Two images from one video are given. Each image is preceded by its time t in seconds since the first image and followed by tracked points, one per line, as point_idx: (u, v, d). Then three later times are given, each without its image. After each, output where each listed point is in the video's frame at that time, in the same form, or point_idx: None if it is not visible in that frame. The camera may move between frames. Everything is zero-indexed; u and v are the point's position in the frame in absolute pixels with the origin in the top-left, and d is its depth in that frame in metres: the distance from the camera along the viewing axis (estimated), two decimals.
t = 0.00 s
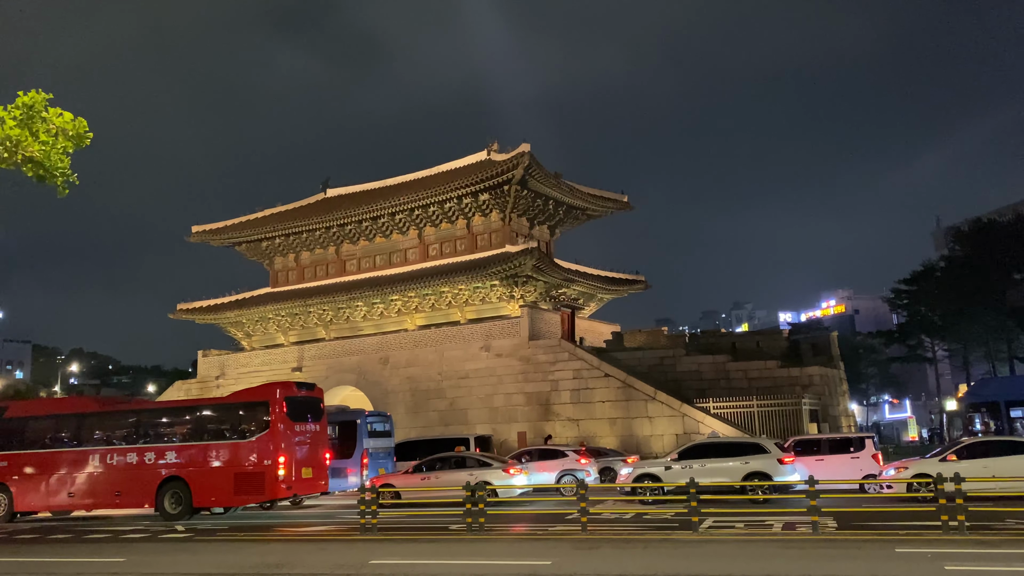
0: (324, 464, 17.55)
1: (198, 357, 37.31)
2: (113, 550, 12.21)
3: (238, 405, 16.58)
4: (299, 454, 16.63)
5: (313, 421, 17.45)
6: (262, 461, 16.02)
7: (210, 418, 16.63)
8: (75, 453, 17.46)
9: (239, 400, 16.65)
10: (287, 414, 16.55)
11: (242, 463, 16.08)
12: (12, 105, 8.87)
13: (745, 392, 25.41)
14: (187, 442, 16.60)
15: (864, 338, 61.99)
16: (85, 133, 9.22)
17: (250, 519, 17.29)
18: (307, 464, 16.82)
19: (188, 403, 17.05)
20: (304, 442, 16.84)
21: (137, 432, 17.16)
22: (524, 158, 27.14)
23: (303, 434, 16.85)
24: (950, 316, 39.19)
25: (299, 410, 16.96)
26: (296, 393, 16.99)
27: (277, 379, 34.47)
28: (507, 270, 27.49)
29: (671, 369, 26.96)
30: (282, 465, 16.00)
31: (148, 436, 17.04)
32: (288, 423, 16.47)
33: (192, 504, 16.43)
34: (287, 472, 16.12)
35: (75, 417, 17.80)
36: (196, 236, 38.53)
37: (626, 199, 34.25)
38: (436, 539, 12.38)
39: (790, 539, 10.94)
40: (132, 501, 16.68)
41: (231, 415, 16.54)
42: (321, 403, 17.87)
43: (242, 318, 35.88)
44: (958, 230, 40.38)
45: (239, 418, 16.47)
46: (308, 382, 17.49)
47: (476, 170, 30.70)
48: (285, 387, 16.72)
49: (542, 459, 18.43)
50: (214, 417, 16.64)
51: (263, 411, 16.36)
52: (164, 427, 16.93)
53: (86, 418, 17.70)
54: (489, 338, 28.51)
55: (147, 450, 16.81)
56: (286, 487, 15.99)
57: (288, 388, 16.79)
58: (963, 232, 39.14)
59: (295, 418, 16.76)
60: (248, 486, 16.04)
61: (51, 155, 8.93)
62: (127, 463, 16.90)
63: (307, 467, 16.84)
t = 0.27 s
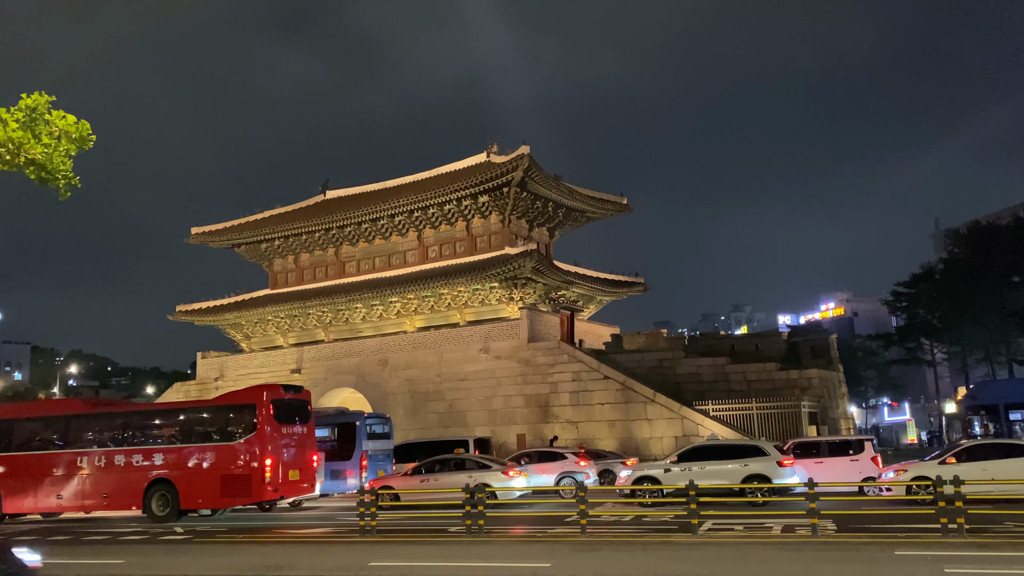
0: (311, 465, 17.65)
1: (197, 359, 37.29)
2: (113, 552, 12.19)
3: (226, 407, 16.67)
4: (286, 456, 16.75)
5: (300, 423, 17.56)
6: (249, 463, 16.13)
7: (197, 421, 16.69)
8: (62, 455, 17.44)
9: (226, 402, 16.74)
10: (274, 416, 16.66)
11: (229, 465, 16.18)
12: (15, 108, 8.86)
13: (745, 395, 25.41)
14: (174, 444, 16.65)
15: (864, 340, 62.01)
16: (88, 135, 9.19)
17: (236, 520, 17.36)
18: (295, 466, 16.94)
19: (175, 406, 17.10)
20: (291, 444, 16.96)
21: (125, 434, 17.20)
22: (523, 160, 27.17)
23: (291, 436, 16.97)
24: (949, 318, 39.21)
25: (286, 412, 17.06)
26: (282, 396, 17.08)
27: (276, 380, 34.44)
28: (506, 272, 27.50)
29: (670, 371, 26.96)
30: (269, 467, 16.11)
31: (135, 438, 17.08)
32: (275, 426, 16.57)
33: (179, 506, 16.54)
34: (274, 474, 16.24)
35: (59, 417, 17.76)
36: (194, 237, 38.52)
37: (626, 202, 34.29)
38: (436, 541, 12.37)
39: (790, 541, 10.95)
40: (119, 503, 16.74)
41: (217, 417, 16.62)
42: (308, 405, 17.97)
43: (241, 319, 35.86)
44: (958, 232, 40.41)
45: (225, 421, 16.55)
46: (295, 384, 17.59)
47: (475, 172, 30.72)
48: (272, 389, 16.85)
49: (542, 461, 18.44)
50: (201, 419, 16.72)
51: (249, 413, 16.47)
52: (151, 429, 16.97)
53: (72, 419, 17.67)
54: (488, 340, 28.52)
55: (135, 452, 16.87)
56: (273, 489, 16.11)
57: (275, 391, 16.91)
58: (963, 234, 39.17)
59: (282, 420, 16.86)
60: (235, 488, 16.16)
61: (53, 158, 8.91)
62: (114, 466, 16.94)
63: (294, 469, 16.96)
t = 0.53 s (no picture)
0: (302, 469, 17.60)
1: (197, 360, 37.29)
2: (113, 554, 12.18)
3: (216, 410, 16.65)
4: (276, 459, 16.70)
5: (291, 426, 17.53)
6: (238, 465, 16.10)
7: (187, 423, 16.67)
8: (54, 457, 17.47)
9: (216, 405, 16.72)
10: (263, 419, 16.62)
11: (218, 468, 16.18)
12: (19, 111, 8.91)
13: (745, 397, 25.40)
14: (163, 447, 16.67)
15: (864, 342, 62.05)
16: (91, 137, 9.17)
17: (225, 523, 17.33)
18: (285, 469, 16.88)
19: (166, 408, 17.10)
20: (281, 447, 16.91)
21: (116, 436, 17.22)
22: (523, 162, 27.18)
23: (281, 439, 16.91)
24: (949, 320, 39.22)
25: (277, 415, 17.04)
26: (273, 399, 17.07)
27: (276, 382, 34.42)
28: (506, 274, 27.49)
29: (670, 374, 26.95)
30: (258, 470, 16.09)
31: (126, 440, 17.10)
32: (265, 428, 16.55)
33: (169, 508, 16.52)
34: (263, 477, 16.21)
35: (50, 419, 17.81)
36: (195, 239, 38.54)
37: (627, 204, 34.29)
38: (435, 543, 12.36)
39: (790, 543, 10.93)
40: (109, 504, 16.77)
41: (207, 420, 16.60)
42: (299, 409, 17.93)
43: (241, 320, 35.87)
44: (958, 235, 40.43)
45: (216, 424, 16.54)
46: (286, 387, 17.56)
47: (476, 174, 30.73)
48: (261, 392, 16.80)
49: (542, 463, 18.42)
50: (191, 422, 16.70)
51: (239, 416, 16.49)
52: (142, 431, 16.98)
53: (64, 421, 17.71)
54: (488, 342, 28.51)
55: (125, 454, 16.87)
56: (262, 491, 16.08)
57: (266, 394, 16.89)
58: (963, 237, 39.19)
59: (272, 423, 16.84)
60: (224, 491, 16.13)
61: (57, 159, 8.91)
62: (104, 467, 16.95)
63: (285, 472, 16.89)
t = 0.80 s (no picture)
0: (293, 471, 17.64)
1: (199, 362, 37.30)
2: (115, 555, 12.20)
3: (207, 413, 16.66)
4: (267, 462, 16.73)
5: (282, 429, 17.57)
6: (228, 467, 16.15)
7: (178, 426, 16.69)
8: (46, 458, 17.52)
9: (207, 407, 16.73)
10: (254, 422, 16.66)
11: (209, 470, 16.21)
12: (23, 112, 8.90)
13: (746, 398, 25.38)
14: (155, 449, 16.71)
15: (865, 344, 62.00)
16: (94, 138, 9.14)
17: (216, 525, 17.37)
18: (276, 471, 16.92)
19: (157, 411, 17.13)
20: (272, 450, 16.94)
21: (108, 438, 17.26)
22: (525, 164, 27.17)
23: (272, 441, 16.95)
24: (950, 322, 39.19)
25: (267, 418, 17.07)
26: (264, 402, 17.09)
27: (278, 384, 34.41)
28: (508, 275, 27.47)
29: (672, 375, 26.93)
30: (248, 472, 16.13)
31: (118, 443, 17.14)
32: (255, 431, 16.58)
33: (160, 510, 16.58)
34: (253, 479, 16.26)
35: (44, 422, 17.84)
36: (197, 240, 38.54)
37: (627, 205, 34.31)
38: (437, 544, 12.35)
39: (791, 545, 10.93)
40: (100, 506, 16.81)
41: (197, 422, 16.62)
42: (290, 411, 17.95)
43: (243, 322, 35.87)
44: (959, 236, 40.39)
45: (206, 426, 16.55)
46: (277, 390, 17.58)
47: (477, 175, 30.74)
48: (252, 395, 16.81)
49: (543, 465, 18.43)
50: (182, 424, 16.71)
51: (230, 419, 16.48)
52: (133, 434, 17.02)
53: (56, 423, 17.75)
54: (490, 343, 28.50)
55: (117, 456, 16.90)
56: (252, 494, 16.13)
57: (256, 397, 16.89)
58: (964, 238, 39.15)
59: (263, 426, 16.87)
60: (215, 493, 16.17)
61: (61, 161, 8.89)
62: (96, 469, 17.00)
63: (275, 474, 16.93)
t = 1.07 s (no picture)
0: (286, 473, 17.61)
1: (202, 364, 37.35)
2: (119, 556, 12.21)
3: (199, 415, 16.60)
4: (260, 464, 16.72)
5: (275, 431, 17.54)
6: (220, 469, 16.09)
7: (171, 428, 16.66)
8: (42, 461, 17.55)
9: (199, 409, 16.68)
10: (247, 424, 16.63)
11: (202, 472, 16.16)
12: (28, 114, 8.90)
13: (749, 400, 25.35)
14: (148, 451, 16.68)
15: (868, 345, 61.91)
16: (99, 141, 9.15)
17: (209, 527, 17.36)
18: (269, 473, 16.90)
19: (150, 412, 17.10)
20: (265, 451, 16.91)
21: (102, 440, 17.26)
22: (528, 165, 27.17)
23: (264, 443, 16.94)
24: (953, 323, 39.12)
25: (260, 420, 17.04)
26: (257, 404, 17.06)
27: (281, 385, 34.43)
28: (511, 276, 27.46)
29: (675, 376, 26.91)
30: (241, 474, 16.08)
31: (112, 445, 17.13)
32: (247, 433, 16.54)
33: (154, 511, 16.58)
34: (246, 481, 16.21)
35: (39, 424, 17.88)
36: (200, 242, 38.60)
37: (630, 206, 34.32)
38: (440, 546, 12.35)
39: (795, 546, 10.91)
40: (94, 508, 16.82)
41: (190, 424, 16.57)
42: (283, 413, 17.92)
43: (246, 323, 35.90)
44: (962, 237, 40.32)
45: (199, 428, 16.48)
46: (270, 392, 17.54)
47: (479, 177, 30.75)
48: (245, 397, 16.81)
49: (546, 466, 18.43)
50: (175, 426, 16.67)
51: (222, 420, 16.43)
52: (127, 436, 17.00)
53: (52, 426, 17.77)
54: (492, 345, 28.49)
55: (111, 458, 16.90)
56: (245, 495, 16.09)
57: (249, 399, 16.87)
58: (968, 239, 39.08)
59: (255, 428, 16.84)
60: (208, 495, 16.14)
61: (67, 163, 8.89)
62: (91, 472, 17.01)
63: (268, 476, 16.90)
